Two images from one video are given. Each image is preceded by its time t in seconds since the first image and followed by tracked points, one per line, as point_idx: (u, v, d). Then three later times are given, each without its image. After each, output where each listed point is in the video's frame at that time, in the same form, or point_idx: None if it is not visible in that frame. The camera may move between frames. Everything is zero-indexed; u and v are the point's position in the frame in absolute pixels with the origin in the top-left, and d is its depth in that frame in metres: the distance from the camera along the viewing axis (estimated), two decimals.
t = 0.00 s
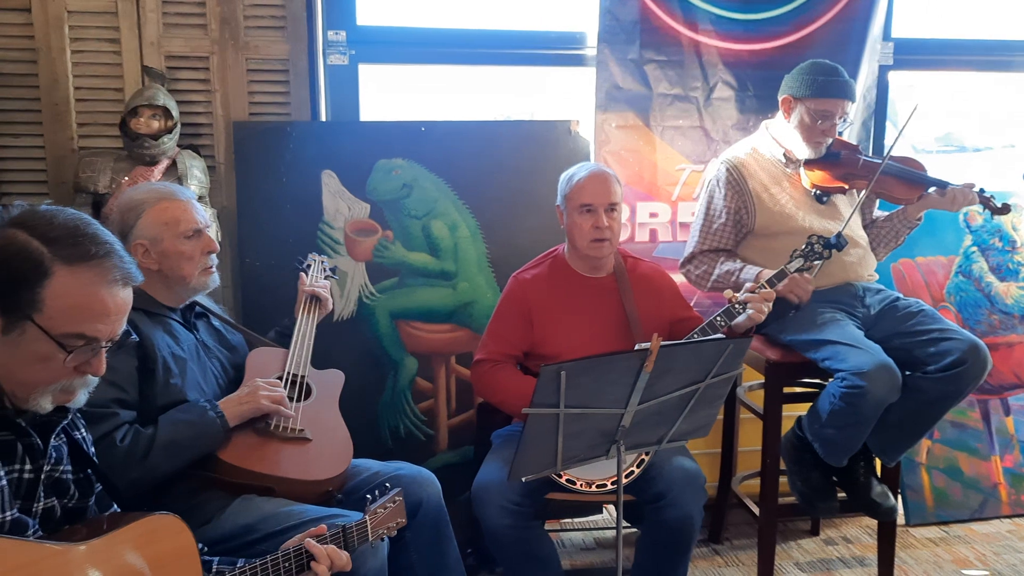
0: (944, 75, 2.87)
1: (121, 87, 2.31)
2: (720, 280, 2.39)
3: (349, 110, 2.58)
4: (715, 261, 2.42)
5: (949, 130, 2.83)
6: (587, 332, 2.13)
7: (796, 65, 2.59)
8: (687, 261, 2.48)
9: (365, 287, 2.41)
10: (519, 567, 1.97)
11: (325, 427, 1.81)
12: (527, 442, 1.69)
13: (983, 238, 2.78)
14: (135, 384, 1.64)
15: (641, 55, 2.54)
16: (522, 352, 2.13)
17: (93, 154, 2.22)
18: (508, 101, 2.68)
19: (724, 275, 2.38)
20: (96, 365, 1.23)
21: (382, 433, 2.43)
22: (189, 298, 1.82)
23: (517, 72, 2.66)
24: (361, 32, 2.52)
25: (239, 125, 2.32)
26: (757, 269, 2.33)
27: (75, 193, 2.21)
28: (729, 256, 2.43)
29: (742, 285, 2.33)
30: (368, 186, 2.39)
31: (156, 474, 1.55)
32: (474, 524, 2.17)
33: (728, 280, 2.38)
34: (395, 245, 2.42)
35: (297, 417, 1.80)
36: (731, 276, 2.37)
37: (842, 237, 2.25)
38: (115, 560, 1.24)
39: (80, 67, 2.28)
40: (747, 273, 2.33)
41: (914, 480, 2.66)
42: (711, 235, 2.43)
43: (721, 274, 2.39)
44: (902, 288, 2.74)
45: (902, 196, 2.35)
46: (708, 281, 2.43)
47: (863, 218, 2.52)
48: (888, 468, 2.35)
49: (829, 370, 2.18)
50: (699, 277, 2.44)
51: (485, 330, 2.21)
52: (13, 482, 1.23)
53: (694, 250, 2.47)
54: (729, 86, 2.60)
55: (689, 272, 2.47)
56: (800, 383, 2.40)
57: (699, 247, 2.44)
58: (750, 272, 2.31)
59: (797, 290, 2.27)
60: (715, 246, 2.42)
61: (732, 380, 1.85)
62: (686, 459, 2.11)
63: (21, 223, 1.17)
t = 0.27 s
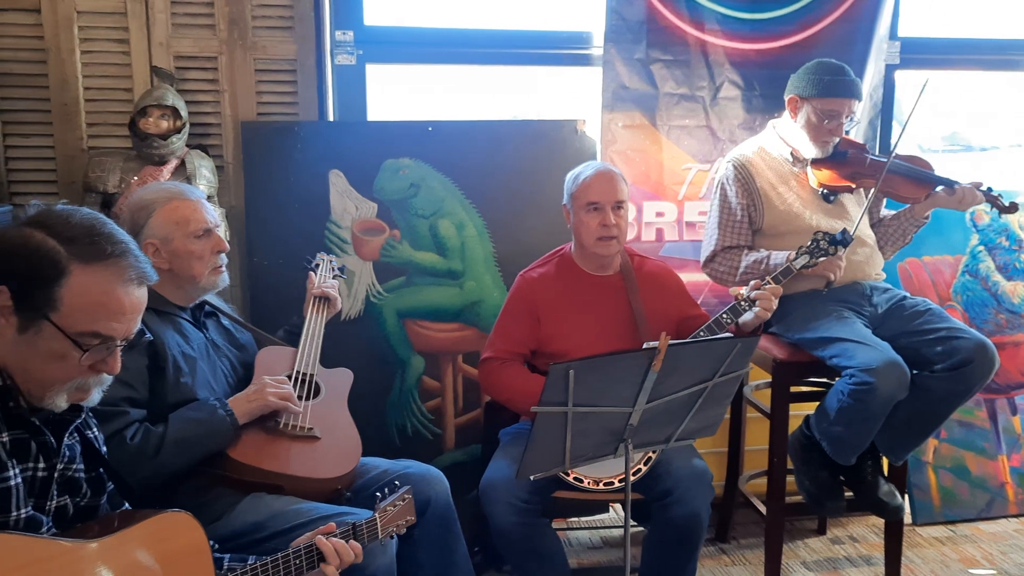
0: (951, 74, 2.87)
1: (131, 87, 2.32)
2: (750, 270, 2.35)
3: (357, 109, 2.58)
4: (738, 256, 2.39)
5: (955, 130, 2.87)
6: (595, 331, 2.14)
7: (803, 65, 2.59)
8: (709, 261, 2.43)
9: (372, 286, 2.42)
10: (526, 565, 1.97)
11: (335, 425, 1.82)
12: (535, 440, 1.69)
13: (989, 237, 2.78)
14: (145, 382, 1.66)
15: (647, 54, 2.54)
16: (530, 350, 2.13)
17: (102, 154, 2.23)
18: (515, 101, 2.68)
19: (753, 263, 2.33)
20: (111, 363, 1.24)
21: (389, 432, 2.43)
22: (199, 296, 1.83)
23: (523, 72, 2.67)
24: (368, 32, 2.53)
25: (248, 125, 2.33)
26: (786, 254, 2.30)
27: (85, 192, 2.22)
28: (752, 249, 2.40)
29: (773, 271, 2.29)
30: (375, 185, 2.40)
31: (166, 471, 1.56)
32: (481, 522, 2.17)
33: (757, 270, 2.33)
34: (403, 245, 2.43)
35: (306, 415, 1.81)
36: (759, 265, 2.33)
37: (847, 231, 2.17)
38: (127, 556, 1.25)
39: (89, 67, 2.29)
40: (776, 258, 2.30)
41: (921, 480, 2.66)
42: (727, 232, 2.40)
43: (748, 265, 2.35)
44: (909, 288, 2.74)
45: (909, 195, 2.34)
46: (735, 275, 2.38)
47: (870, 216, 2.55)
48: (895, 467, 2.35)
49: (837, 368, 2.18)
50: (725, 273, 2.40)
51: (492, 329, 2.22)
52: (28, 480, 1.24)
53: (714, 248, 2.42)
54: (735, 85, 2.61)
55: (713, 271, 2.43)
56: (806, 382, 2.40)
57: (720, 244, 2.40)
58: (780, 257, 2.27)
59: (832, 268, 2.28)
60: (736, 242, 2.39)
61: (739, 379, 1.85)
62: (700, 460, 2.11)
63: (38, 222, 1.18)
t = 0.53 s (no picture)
0: (959, 74, 2.86)
1: (139, 87, 2.33)
2: (744, 275, 2.36)
3: (364, 110, 2.59)
4: (737, 258, 2.39)
5: (963, 131, 2.85)
6: (601, 331, 2.14)
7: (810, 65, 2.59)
8: (709, 260, 2.44)
9: (379, 286, 2.42)
10: (533, 565, 1.97)
11: (341, 425, 1.82)
12: (541, 440, 1.69)
13: (997, 238, 2.77)
14: (152, 383, 1.66)
15: (654, 54, 2.54)
16: (535, 350, 2.13)
17: (111, 154, 2.24)
18: (522, 101, 2.69)
19: (749, 269, 2.34)
20: (120, 362, 1.24)
21: (395, 432, 2.44)
22: (206, 296, 1.84)
23: (530, 72, 2.67)
24: (375, 33, 2.54)
25: (255, 125, 2.33)
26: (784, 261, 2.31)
27: (94, 192, 2.23)
28: (751, 252, 2.40)
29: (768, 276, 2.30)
30: (382, 185, 2.40)
31: (174, 471, 1.57)
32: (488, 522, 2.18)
33: (754, 274, 2.34)
34: (409, 245, 2.43)
35: (312, 415, 1.81)
36: (755, 270, 2.34)
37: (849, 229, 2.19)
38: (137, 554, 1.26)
39: (98, 67, 2.30)
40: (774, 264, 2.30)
41: (928, 481, 2.65)
42: (731, 232, 2.40)
43: (744, 269, 2.36)
44: (916, 289, 2.73)
45: (918, 196, 2.34)
46: (732, 278, 2.39)
47: (877, 218, 2.52)
48: (903, 468, 2.35)
49: (843, 369, 2.18)
50: (723, 274, 2.41)
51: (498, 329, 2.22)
52: (36, 479, 1.25)
53: (714, 248, 2.43)
54: (742, 85, 2.60)
55: (712, 271, 2.43)
56: (814, 382, 2.39)
57: (720, 244, 2.41)
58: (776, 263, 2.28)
59: (826, 280, 2.25)
60: (737, 244, 2.40)
61: (746, 379, 1.84)
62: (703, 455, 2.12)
63: (47, 222, 1.19)
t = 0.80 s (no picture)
0: (960, 74, 2.85)
1: (139, 87, 2.33)
2: (727, 278, 2.38)
3: (364, 109, 2.59)
4: (724, 259, 2.42)
5: (964, 130, 2.85)
6: (601, 331, 2.14)
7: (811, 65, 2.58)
8: (697, 259, 2.48)
9: (379, 285, 2.42)
10: (532, 565, 1.97)
11: (340, 425, 1.82)
12: (540, 440, 1.69)
13: (998, 238, 2.77)
14: (151, 383, 1.66)
15: (655, 54, 2.54)
16: (535, 349, 2.13)
17: (111, 154, 2.24)
18: (522, 101, 2.68)
19: (731, 272, 2.36)
20: (117, 360, 1.24)
21: (395, 431, 2.44)
22: (205, 296, 1.84)
23: (531, 72, 2.66)
24: (376, 33, 2.53)
25: (255, 125, 2.33)
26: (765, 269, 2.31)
27: (93, 192, 2.24)
28: (739, 254, 2.42)
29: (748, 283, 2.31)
30: (382, 185, 2.40)
31: (172, 471, 1.57)
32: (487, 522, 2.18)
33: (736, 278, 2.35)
34: (409, 244, 2.43)
35: (312, 415, 1.81)
36: (737, 274, 2.34)
37: (845, 225, 2.18)
38: (133, 554, 1.26)
39: (98, 66, 2.30)
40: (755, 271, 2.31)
41: (929, 481, 2.65)
42: (722, 235, 2.43)
43: (728, 271, 2.38)
44: (917, 289, 2.73)
45: (918, 196, 2.33)
46: (716, 279, 2.42)
47: (877, 218, 2.52)
48: (903, 469, 2.34)
49: (843, 370, 2.18)
50: (709, 274, 2.44)
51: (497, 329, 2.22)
52: (32, 478, 1.25)
53: (704, 248, 2.47)
54: (743, 85, 2.60)
55: (698, 270, 2.47)
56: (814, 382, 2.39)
57: (709, 244, 2.45)
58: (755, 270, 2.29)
59: (804, 291, 2.20)
60: (726, 245, 2.43)
61: (745, 379, 1.84)
62: (702, 453, 2.12)
63: (44, 220, 1.19)
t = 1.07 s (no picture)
0: (960, 73, 2.85)
1: (137, 86, 2.32)
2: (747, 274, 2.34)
3: (362, 109, 2.58)
4: (738, 258, 2.38)
5: (963, 130, 2.85)
6: (599, 331, 2.13)
7: (810, 64, 2.58)
8: (710, 261, 2.42)
9: (377, 285, 2.42)
10: (531, 565, 1.97)
11: (338, 425, 1.82)
12: (538, 440, 1.69)
13: (998, 237, 2.76)
14: (148, 383, 1.66)
15: (654, 53, 2.53)
16: (533, 349, 2.13)
17: (109, 153, 2.24)
18: (521, 100, 2.68)
19: (751, 267, 2.32)
20: (114, 361, 1.24)
21: (394, 431, 2.43)
22: (203, 296, 1.84)
23: (530, 71, 2.66)
24: (374, 32, 2.53)
25: (253, 124, 2.33)
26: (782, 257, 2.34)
27: (92, 192, 2.23)
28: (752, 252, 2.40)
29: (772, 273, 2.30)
30: (380, 185, 2.40)
31: (170, 471, 1.57)
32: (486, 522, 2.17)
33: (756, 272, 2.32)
34: (407, 244, 2.43)
35: (309, 415, 1.81)
36: (758, 269, 2.32)
37: (843, 222, 2.14)
38: (130, 555, 1.25)
39: (96, 66, 2.30)
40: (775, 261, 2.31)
41: (928, 481, 2.64)
42: (730, 232, 2.40)
43: (747, 267, 2.34)
44: (916, 289, 2.72)
45: (917, 196, 2.33)
46: (734, 277, 2.37)
47: (876, 218, 2.52)
48: (902, 468, 2.34)
49: (842, 369, 2.17)
50: (724, 274, 2.39)
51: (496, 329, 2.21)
52: (29, 478, 1.25)
53: (715, 249, 2.41)
54: (742, 85, 2.60)
55: (713, 272, 2.42)
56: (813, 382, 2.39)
57: (722, 245, 2.40)
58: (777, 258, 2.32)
59: (830, 273, 2.26)
60: (738, 244, 2.39)
61: (744, 379, 1.84)
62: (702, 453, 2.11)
63: (40, 221, 1.19)
